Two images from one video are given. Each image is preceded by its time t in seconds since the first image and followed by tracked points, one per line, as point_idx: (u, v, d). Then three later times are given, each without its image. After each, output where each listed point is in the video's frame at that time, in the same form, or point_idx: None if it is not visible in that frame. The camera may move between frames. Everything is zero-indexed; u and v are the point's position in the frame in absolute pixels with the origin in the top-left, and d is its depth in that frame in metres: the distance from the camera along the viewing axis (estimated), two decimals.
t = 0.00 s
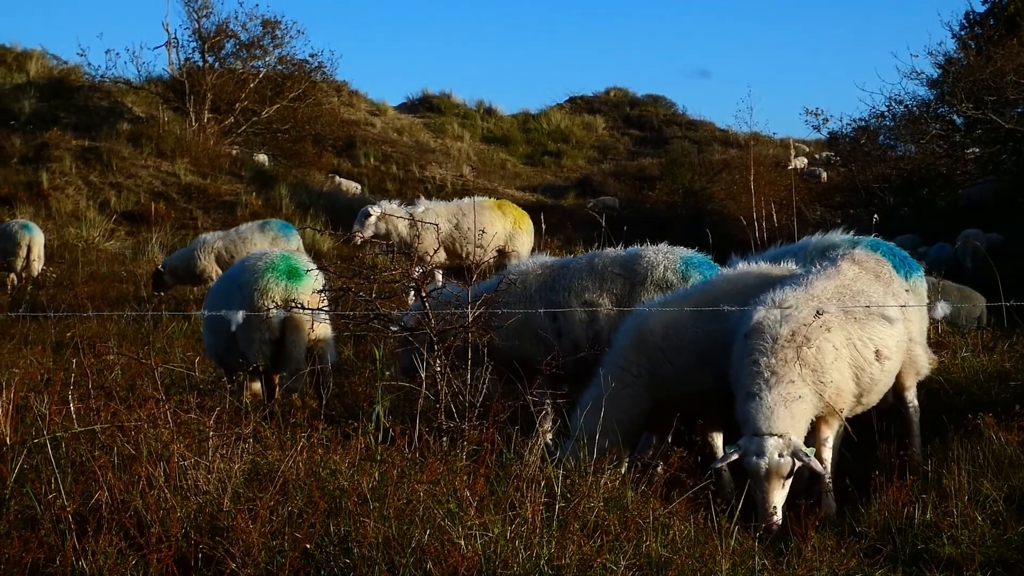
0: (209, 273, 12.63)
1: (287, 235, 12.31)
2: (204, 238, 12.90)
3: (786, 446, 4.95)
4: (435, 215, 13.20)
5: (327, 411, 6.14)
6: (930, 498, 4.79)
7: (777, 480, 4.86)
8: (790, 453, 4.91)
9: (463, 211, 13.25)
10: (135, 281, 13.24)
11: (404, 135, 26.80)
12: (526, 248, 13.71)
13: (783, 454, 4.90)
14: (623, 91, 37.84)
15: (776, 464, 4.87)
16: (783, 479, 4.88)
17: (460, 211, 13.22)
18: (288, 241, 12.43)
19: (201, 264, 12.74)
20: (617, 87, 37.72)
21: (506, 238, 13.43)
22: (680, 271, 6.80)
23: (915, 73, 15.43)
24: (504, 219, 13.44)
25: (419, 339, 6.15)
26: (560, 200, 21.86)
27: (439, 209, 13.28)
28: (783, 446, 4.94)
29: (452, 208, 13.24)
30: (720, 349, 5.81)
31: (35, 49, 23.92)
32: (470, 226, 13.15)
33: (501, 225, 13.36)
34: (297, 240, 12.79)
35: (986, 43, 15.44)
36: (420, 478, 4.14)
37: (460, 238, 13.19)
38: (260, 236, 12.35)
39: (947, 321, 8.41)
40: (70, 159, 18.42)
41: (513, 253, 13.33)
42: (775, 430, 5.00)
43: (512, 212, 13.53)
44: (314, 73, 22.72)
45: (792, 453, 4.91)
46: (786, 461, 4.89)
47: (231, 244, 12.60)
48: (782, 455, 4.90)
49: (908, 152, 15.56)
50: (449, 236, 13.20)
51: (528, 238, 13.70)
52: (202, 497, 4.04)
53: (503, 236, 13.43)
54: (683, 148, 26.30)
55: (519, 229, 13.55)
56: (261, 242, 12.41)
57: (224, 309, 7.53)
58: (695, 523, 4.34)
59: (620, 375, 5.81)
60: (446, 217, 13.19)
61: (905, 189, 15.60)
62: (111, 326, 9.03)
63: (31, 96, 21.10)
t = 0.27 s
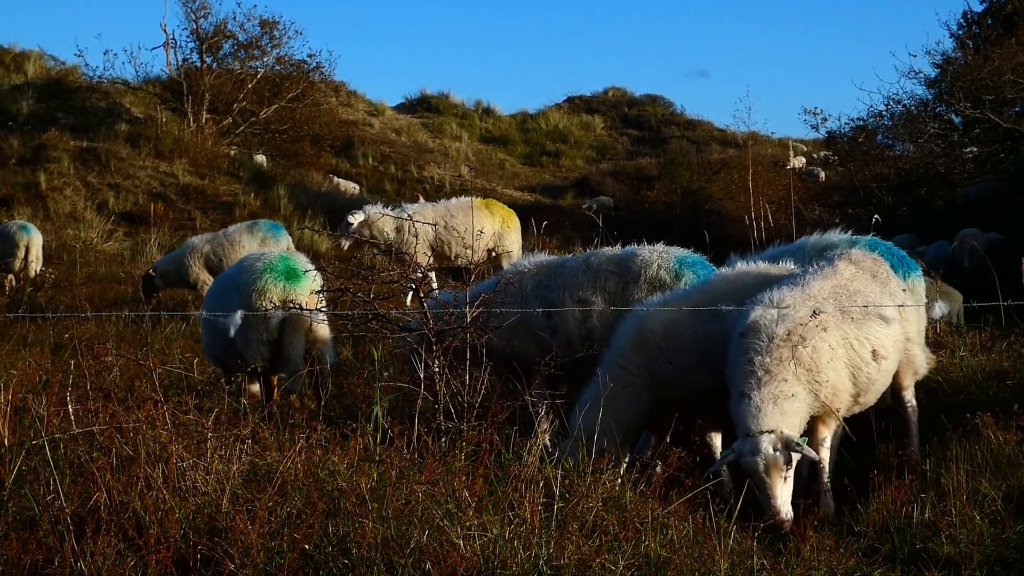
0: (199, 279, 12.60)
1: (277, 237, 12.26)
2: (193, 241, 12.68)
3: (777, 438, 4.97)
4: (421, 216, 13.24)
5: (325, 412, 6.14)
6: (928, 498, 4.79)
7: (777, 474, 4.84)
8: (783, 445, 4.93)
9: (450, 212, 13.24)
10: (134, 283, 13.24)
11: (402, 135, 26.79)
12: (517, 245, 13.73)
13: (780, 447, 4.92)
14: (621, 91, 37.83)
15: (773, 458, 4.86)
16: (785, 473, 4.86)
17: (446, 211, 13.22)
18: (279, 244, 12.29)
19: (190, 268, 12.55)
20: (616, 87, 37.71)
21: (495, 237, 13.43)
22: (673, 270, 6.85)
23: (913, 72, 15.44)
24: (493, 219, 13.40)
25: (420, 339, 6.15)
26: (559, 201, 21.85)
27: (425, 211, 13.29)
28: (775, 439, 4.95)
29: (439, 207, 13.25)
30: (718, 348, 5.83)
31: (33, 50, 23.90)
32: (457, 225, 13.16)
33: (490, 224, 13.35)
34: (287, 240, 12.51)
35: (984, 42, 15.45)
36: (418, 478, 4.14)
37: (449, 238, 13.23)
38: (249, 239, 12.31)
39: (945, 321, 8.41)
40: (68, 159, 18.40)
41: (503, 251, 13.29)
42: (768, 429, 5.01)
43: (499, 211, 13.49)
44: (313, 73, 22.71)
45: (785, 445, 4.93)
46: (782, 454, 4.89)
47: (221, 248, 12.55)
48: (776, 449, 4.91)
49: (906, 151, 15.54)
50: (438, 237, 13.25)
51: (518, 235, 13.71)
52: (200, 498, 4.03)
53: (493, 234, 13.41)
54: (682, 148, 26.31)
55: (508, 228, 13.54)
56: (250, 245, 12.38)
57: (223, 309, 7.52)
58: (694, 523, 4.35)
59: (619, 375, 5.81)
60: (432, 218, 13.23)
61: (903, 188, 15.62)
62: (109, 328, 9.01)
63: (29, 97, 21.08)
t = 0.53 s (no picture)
0: (186, 279, 12.78)
1: (264, 239, 12.41)
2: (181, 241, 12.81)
3: (782, 450, 4.98)
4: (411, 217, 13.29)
5: (323, 414, 6.13)
6: (926, 500, 4.80)
7: (775, 480, 4.83)
8: (788, 456, 4.95)
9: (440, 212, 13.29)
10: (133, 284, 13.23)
11: (401, 136, 26.80)
12: (505, 245, 13.77)
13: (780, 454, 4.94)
14: (619, 92, 37.85)
15: (775, 464, 4.88)
16: (784, 481, 4.87)
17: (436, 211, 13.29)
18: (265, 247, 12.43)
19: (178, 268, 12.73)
20: (614, 89, 37.73)
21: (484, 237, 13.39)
22: (656, 269, 6.80)
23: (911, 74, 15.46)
24: (482, 219, 13.42)
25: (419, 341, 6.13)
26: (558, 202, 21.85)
27: (415, 212, 13.33)
28: (781, 450, 4.97)
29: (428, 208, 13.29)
30: (715, 350, 5.83)
31: (32, 51, 23.90)
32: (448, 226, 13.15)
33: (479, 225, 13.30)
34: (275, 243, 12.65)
35: (981, 44, 15.47)
36: (416, 481, 4.14)
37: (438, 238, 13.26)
38: (236, 241, 12.47)
39: (943, 323, 8.41)
40: (66, 161, 18.39)
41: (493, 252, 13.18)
42: (769, 436, 5.03)
43: (488, 212, 13.47)
44: (311, 75, 22.71)
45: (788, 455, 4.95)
46: (784, 462, 4.90)
47: (207, 249, 12.69)
48: (780, 457, 4.91)
49: (904, 153, 15.54)
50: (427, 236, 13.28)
51: (505, 239, 13.72)
52: (198, 500, 4.03)
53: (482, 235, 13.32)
54: (680, 149, 26.31)
55: (496, 229, 13.54)
56: (237, 247, 12.53)
57: (222, 310, 7.51)
58: (692, 525, 4.35)
59: (619, 376, 5.83)
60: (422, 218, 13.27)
61: (902, 189, 15.53)
62: (107, 330, 9.01)
63: (27, 98, 21.08)
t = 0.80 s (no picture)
0: (176, 281, 12.93)
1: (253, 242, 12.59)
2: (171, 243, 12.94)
3: (783, 454, 4.98)
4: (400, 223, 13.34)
5: (323, 416, 6.13)
6: (925, 502, 4.80)
7: (773, 483, 4.84)
8: (788, 460, 4.95)
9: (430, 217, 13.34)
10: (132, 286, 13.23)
11: (399, 139, 26.80)
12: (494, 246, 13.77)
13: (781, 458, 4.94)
14: (618, 94, 37.88)
15: (775, 467, 4.87)
16: (783, 484, 4.87)
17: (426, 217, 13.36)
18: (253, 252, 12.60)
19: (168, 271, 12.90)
20: (613, 91, 37.76)
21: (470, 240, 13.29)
22: (639, 270, 6.82)
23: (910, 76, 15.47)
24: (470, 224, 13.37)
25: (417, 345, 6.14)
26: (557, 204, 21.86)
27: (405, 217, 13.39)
28: (782, 454, 4.97)
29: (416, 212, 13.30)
30: (713, 351, 5.83)
31: (31, 53, 23.90)
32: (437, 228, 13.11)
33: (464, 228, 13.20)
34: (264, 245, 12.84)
35: (980, 46, 15.48)
36: (416, 483, 4.14)
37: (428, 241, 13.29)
38: (225, 244, 12.54)
39: (943, 325, 8.42)
40: (65, 163, 18.38)
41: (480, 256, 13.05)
42: (770, 440, 5.04)
43: (476, 215, 13.38)
44: (310, 77, 22.70)
45: (789, 459, 4.95)
46: (783, 466, 4.90)
47: (196, 251, 12.78)
48: (780, 460, 4.91)
49: (903, 155, 15.55)
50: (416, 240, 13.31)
51: (493, 244, 13.63)
52: (198, 502, 4.03)
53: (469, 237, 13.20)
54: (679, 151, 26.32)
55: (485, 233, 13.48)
56: (225, 251, 12.60)
57: (221, 312, 7.50)
58: (690, 527, 4.35)
59: (620, 378, 5.84)
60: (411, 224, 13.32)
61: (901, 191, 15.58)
62: (107, 332, 9.00)
63: (26, 101, 21.08)
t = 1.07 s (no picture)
0: (168, 286, 13.17)
1: (237, 246, 13.13)
2: (157, 249, 13.05)
3: (785, 460, 4.99)
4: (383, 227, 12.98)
5: (322, 419, 6.12)
6: (925, 505, 4.80)
7: (775, 489, 4.83)
8: (790, 466, 4.95)
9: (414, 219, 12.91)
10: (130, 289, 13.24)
11: (399, 141, 26.82)
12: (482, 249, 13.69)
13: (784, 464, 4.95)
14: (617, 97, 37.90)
15: (777, 471, 4.87)
16: (784, 491, 4.87)
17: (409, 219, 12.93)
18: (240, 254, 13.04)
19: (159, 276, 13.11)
20: (612, 94, 37.78)
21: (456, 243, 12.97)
22: (623, 271, 6.82)
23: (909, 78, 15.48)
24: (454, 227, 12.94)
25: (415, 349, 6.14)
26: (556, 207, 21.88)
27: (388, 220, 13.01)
28: (783, 460, 4.98)
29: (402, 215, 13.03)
30: (713, 354, 5.82)
31: (30, 56, 23.91)
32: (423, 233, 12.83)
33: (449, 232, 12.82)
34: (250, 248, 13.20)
35: (980, 48, 15.49)
36: (415, 486, 4.13)
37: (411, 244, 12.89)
38: (209, 248, 13.00)
39: (943, 328, 8.42)
40: (64, 166, 18.38)
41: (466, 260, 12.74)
42: (773, 444, 5.04)
43: (461, 218, 13.06)
44: (310, 80, 22.68)
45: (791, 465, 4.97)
46: (785, 472, 4.90)
47: (182, 257, 13.07)
48: (780, 466, 4.90)
49: (903, 157, 15.56)
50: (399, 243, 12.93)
51: (481, 245, 13.18)
52: (197, 505, 4.02)
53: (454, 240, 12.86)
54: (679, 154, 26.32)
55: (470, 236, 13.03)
56: (209, 255, 13.04)
57: (220, 315, 7.50)
58: (690, 530, 4.35)
59: (622, 380, 5.83)
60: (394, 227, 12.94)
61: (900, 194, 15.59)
62: (106, 334, 9.01)
63: (25, 103, 21.09)
